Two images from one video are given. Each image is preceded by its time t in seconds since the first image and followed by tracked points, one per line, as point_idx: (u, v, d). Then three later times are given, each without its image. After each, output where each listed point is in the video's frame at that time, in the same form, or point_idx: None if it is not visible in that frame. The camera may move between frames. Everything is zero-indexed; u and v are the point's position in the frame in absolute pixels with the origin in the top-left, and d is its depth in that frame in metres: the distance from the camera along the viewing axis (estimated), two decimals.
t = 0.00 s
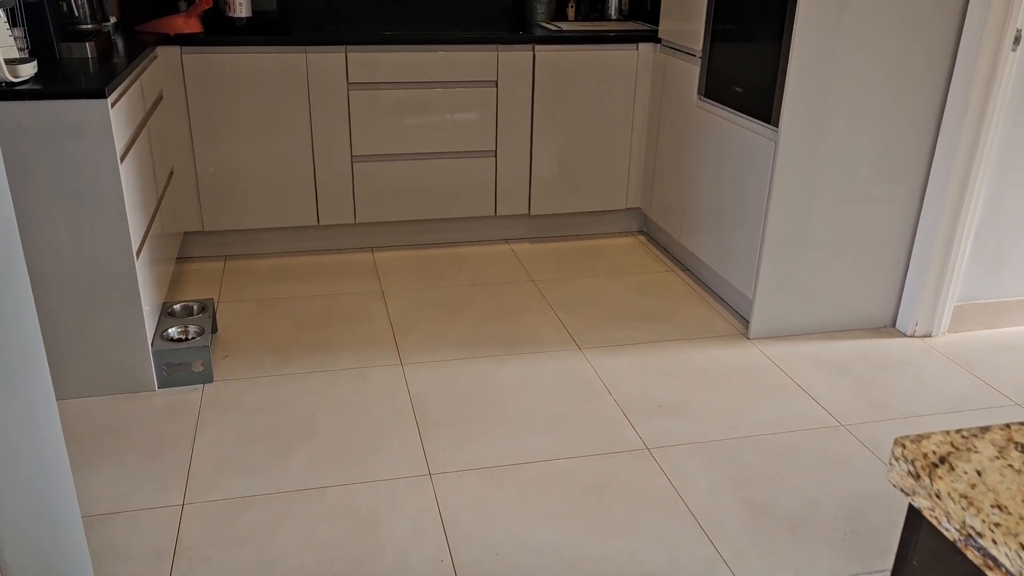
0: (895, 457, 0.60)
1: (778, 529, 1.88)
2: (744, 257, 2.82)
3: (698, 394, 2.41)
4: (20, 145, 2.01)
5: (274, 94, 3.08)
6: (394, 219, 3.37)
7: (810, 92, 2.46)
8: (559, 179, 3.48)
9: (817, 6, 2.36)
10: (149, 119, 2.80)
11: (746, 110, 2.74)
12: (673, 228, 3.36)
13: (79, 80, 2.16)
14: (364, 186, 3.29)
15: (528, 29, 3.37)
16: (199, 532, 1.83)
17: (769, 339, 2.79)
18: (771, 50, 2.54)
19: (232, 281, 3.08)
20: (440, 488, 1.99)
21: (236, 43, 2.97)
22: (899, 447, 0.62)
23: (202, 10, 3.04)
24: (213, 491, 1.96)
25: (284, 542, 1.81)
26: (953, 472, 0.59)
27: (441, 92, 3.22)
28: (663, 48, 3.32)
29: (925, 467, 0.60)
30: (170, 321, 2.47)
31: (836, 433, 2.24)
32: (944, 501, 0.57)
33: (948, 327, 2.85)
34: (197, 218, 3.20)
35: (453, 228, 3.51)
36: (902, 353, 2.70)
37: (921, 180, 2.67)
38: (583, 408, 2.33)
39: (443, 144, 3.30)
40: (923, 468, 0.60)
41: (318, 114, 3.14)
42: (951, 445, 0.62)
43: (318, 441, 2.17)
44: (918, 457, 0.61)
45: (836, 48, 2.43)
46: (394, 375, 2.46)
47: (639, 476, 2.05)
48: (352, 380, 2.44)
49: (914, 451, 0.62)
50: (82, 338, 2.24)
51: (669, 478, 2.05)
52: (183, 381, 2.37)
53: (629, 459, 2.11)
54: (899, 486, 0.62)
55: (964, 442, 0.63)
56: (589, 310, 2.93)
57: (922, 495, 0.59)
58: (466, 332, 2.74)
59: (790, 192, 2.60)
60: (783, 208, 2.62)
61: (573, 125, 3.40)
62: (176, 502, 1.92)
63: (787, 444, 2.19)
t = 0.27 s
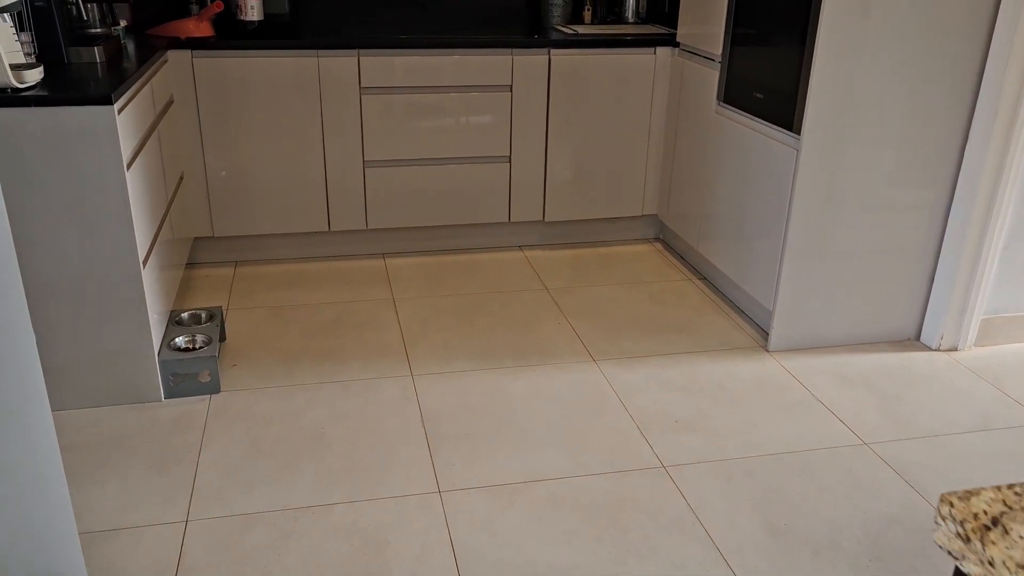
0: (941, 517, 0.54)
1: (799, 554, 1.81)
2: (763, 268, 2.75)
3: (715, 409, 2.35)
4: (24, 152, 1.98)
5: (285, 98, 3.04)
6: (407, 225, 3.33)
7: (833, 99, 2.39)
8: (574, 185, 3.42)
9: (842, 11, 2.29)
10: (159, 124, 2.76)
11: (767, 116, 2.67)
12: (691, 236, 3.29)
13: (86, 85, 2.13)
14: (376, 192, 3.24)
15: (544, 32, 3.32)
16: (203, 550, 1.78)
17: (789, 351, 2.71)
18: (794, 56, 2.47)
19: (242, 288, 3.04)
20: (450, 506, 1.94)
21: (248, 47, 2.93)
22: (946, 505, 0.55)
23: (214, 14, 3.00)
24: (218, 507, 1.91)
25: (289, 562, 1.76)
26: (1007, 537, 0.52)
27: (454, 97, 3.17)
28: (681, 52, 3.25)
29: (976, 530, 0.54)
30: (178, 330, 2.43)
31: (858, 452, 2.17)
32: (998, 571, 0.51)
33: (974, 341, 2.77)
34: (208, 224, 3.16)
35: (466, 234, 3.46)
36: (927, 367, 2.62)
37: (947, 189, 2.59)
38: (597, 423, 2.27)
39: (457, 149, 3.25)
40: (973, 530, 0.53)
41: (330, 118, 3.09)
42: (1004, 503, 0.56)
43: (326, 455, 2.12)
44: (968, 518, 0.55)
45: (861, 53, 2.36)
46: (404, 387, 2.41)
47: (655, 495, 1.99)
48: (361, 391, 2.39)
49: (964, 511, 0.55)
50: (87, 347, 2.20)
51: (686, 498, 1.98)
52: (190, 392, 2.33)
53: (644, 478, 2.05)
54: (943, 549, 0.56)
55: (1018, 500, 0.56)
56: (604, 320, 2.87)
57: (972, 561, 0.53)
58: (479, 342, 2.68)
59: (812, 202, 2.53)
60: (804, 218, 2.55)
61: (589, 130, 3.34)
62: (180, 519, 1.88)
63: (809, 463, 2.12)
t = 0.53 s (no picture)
0: None
1: None
2: (784, 278, 2.69)
3: (734, 424, 2.29)
4: (33, 159, 1.95)
5: (299, 104, 3.01)
6: (421, 231, 3.29)
7: (858, 106, 2.33)
8: (591, 191, 3.37)
9: (868, 16, 2.23)
10: (172, 129, 2.74)
11: (788, 123, 2.61)
12: (709, 244, 3.23)
13: (97, 93, 2.10)
14: (390, 198, 3.21)
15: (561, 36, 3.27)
16: (210, 567, 1.75)
17: (810, 364, 2.65)
18: (817, 62, 2.41)
19: (254, 295, 3.02)
20: (462, 524, 1.89)
21: (262, 52, 2.90)
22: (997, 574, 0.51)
23: (228, 19, 2.97)
24: (226, 523, 1.88)
25: None
26: None
27: (470, 102, 3.13)
28: (701, 57, 3.20)
29: None
30: (188, 339, 2.40)
31: (882, 470, 2.11)
32: None
33: (1001, 355, 2.70)
34: (220, 229, 3.14)
35: (481, 241, 3.42)
36: (953, 382, 2.56)
37: (975, 199, 2.53)
38: (614, 438, 2.22)
39: (472, 155, 3.21)
40: None
41: (344, 123, 3.06)
42: None
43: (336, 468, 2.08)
44: None
45: (887, 60, 2.30)
46: (417, 398, 2.37)
47: (673, 515, 1.94)
48: (373, 403, 2.36)
49: None
50: (95, 358, 2.17)
51: (704, 518, 1.93)
52: (200, 402, 2.30)
53: (661, 496, 2.00)
54: None
55: None
56: (620, 330, 2.82)
57: None
58: (493, 353, 2.64)
59: (835, 211, 2.46)
60: (827, 228, 2.48)
61: (606, 135, 3.29)
62: (187, 534, 1.84)
63: (831, 482, 2.06)
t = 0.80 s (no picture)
0: None
1: None
2: (810, 291, 2.62)
3: (760, 442, 2.23)
4: (46, 169, 1.91)
5: (316, 110, 2.97)
6: (438, 239, 3.24)
7: (889, 116, 2.27)
8: (610, 199, 3.31)
9: (900, 23, 2.17)
10: (187, 135, 2.71)
11: (816, 132, 2.54)
12: (732, 254, 3.17)
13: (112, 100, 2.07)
14: (407, 205, 3.16)
15: (582, 42, 3.22)
16: None
17: (837, 379, 2.58)
18: (847, 70, 2.35)
19: (269, 303, 2.98)
20: (480, 545, 1.84)
21: (279, 58, 2.87)
22: None
23: (244, 24, 2.94)
24: (238, 541, 1.84)
25: None
26: None
27: (488, 109, 3.08)
28: (724, 63, 3.14)
29: None
30: (202, 350, 2.37)
31: (913, 492, 2.04)
32: None
33: None
34: (236, 237, 3.10)
35: (499, 249, 3.37)
36: (985, 400, 2.48)
37: (1009, 212, 2.45)
38: (635, 456, 2.16)
39: (490, 162, 3.16)
40: None
41: (362, 130, 3.02)
42: None
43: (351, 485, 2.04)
44: None
45: (919, 67, 2.23)
46: (433, 412, 2.33)
47: (697, 537, 1.88)
48: (388, 416, 2.31)
49: None
50: (107, 370, 2.13)
51: (730, 541, 1.87)
52: (213, 415, 2.26)
53: (685, 517, 1.94)
54: None
55: None
56: (641, 342, 2.76)
57: None
58: (511, 365, 2.59)
59: (865, 223, 2.40)
60: (856, 240, 2.41)
61: (626, 143, 3.23)
62: (199, 553, 1.80)
63: (861, 505, 1.99)
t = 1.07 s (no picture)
0: None
1: None
2: (838, 306, 2.56)
3: (788, 463, 2.16)
4: (59, 182, 1.87)
5: (333, 118, 2.92)
6: (455, 249, 3.19)
7: (923, 128, 2.20)
8: (631, 209, 3.25)
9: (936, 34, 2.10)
10: (203, 144, 2.67)
11: (845, 144, 2.48)
12: (755, 266, 3.10)
13: (127, 112, 2.03)
14: (424, 215, 3.12)
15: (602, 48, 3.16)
16: None
17: (865, 398, 2.52)
18: (879, 81, 2.28)
19: (284, 314, 2.94)
20: (502, 571, 1.79)
21: (295, 65, 2.83)
22: None
23: (260, 31, 2.89)
24: (254, 565, 1.79)
25: None
26: None
27: (507, 117, 3.03)
28: (748, 71, 3.07)
29: None
30: (216, 364, 2.32)
31: (948, 518, 1.97)
32: None
33: None
34: (251, 246, 3.06)
35: (516, 259, 3.31)
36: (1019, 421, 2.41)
37: None
38: (660, 477, 2.11)
39: (509, 171, 3.11)
40: None
41: (379, 139, 2.98)
42: None
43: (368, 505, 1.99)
44: None
45: (955, 78, 2.17)
46: (452, 430, 2.27)
47: (725, 565, 1.82)
48: (406, 433, 2.26)
49: None
50: (120, 387, 2.09)
51: (760, 570, 1.81)
52: (228, 432, 2.22)
53: (712, 544, 1.88)
54: None
55: None
56: (663, 357, 2.70)
57: None
58: (530, 380, 2.53)
59: (896, 238, 2.33)
60: (887, 255, 2.35)
61: (647, 151, 3.17)
62: None
63: (895, 532, 1.92)
